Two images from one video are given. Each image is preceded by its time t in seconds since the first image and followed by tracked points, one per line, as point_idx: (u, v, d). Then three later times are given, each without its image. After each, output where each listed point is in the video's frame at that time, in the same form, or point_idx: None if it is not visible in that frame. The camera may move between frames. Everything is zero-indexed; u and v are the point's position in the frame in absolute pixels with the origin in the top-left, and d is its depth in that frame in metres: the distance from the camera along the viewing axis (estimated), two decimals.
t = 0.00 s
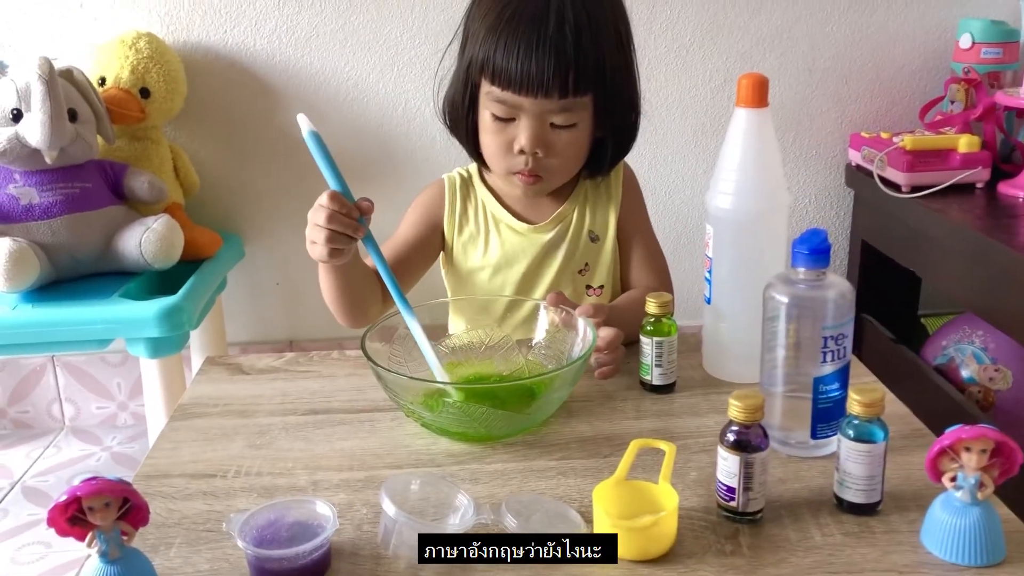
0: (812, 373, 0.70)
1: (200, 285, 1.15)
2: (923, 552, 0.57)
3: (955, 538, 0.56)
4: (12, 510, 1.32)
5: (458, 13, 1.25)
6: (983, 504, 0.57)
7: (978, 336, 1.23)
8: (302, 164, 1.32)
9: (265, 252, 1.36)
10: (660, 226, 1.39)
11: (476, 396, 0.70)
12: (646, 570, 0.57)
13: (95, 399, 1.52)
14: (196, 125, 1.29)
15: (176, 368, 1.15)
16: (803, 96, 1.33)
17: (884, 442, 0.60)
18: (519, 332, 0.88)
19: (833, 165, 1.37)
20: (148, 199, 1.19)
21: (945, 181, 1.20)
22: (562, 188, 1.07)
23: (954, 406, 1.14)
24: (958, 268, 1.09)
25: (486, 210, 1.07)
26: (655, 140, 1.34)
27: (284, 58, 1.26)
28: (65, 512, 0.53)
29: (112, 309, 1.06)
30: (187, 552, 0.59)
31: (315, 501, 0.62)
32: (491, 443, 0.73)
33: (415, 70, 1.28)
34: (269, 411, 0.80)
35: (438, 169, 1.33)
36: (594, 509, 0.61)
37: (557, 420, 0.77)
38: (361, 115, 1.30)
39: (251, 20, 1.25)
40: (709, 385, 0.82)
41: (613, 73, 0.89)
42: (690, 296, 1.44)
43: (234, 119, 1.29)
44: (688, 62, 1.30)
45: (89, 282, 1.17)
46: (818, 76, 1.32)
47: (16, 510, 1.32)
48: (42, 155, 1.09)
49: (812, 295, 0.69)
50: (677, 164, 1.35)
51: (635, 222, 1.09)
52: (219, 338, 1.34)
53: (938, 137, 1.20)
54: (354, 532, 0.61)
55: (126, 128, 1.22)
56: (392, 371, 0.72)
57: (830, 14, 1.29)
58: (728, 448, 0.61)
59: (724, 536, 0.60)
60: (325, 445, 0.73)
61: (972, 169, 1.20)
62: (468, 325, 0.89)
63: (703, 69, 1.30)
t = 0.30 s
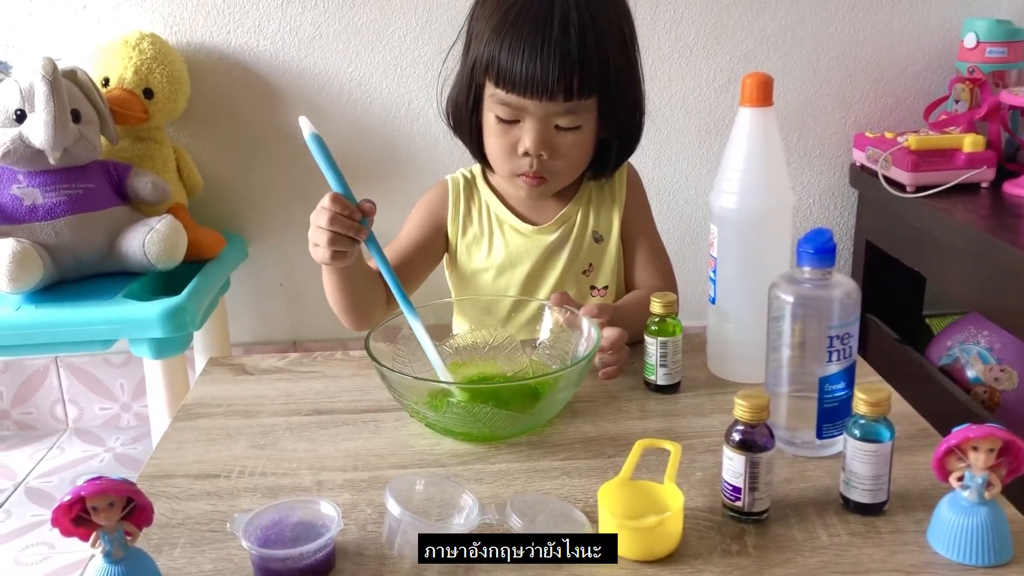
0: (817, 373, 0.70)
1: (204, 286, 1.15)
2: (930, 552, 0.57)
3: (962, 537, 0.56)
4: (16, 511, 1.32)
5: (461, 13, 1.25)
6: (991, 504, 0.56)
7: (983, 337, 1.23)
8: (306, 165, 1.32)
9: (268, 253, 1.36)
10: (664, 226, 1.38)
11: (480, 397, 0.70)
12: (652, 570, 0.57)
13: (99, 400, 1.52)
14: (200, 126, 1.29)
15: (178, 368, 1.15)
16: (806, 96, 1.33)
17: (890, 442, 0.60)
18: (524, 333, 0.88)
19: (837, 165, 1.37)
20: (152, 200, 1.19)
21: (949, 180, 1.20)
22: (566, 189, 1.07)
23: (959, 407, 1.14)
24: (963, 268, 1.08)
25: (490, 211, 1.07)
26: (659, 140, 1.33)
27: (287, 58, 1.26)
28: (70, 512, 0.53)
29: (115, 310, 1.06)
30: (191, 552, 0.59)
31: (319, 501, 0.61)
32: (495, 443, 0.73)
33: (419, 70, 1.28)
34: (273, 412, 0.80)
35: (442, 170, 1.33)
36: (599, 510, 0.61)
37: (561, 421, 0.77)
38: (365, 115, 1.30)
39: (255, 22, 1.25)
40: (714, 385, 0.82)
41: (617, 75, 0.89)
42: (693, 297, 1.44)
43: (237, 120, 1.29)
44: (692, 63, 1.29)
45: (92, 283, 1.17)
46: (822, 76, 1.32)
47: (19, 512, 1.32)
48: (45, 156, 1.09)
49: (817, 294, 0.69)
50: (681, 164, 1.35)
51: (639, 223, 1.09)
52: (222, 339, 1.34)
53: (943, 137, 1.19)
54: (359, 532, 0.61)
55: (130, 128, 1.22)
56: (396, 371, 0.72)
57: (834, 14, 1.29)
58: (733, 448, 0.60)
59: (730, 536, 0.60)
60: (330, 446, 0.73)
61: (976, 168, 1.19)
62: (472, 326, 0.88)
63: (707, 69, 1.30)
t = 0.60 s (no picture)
0: (820, 371, 0.70)
1: (204, 282, 1.15)
2: (932, 552, 0.57)
3: (964, 537, 0.55)
4: (15, 507, 1.32)
5: (463, 11, 1.25)
6: (993, 503, 0.56)
7: (984, 337, 1.23)
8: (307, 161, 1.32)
9: (269, 250, 1.36)
10: (666, 225, 1.38)
11: (480, 394, 0.70)
12: (653, 568, 0.57)
13: (98, 397, 1.51)
14: (201, 122, 1.29)
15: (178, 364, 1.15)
16: (809, 95, 1.33)
17: (892, 440, 0.59)
18: (524, 331, 0.88)
19: (839, 165, 1.37)
20: (153, 196, 1.19)
21: (951, 180, 1.19)
22: (568, 188, 1.07)
23: (961, 407, 1.13)
24: (965, 268, 1.08)
25: (491, 209, 1.07)
26: (661, 139, 1.33)
27: (289, 55, 1.26)
28: (69, 506, 0.52)
29: (115, 305, 1.06)
30: (190, 548, 0.59)
31: (319, 498, 0.61)
32: (495, 441, 0.73)
33: (420, 68, 1.28)
34: (273, 408, 0.79)
35: (443, 167, 1.33)
36: (600, 508, 0.61)
37: (562, 418, 0.77)
38: (367, 113, 1.30)
39: (257, 18, 1.24)
40: (716, 384, 0.82)
41: (621, 76, 0.89)
42: (694, 296, 1.44)
43: (239, 116, 1.29)
44: (695, 61, 1.29)
45: (92, 279, 1.17)
46: (824, 75, 1.32)
47: (19, 508, 1.32)
48: (46, 151, 1.09)
49: (820, 292, 0.69)
50: (683, 163, 1.35)
51: (641, 222, 1.09)
52: (222, 336, 1.34)
53: (945, 137, 1.19)
54: (358, 529, 0.61)
55: (131, 124, 1.22)
56: (396, 367, 0.72)
57: (836, 13, 1.29)
58: (735, 446, 0.60)
59: (731, 535, 0.60)
60: (329, 443, 0.73)
61: (978, 168, 1.18)
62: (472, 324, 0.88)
63: (709, 68, 1.30)
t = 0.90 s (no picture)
0: (817, 371, 0.70)
1: (203, 280, 1.15)
2: (929, 552, 0.57)
3: (961, 537, 0.56)
4: (13, 505, 1.32)
5: (463, 10, 1.25)
6: (990, 504, 0.56)
7: (982, 338, 1.23)
8: (305, 160, 1.32)
9: (267, 249, 1.36)
10: (664, 225, 1.38)
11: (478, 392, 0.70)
12: (650, 567, 0.57)
13: (96, 394, 1.51)
14: (200, 120, 1.29)
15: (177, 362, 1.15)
16: (807, 95, 1.33)
17: (889, 441, 0.60)
18: (523, 330, 0.88)
19: (838, 165, 1.37)
20: (151, 194, 1.19)
21: (949, 181, 1.20)
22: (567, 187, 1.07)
23: (959, 407, 1.14)
24: (963, 269, 1.08)
25: (490, 208, 1.07)
26: (659, 139, 1.33)
27: (288, 53, 1.26)
28: (66, 504, 0.52)
29: (113, 303, 1.06)
30: (188, 546, 0.59)
31: (317, 496, 0.61)
32: (493, 439, 0.73)
33: (419, 67, 1.28)
34: (271, 406, 0.79)
35: (442, 166, 1.33)
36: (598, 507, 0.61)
37: (559, 417, 0.77)
38: (366, 112, 1.30)
39: (257, 16, 1.24)
40: (714, 384, 0.82)
41: (621, 78, 0.89)
42: (693, 295, 1.44)
43: (237, 115, 1.29)
44: (694, 61, 1.29)
45: (90, 276, 1.17)
46: (823, 75, 1.32)
47: (16, 505, 1.32)
48: (45, 148, 1.09)
49: (818, 292, 0.69)
50: (682, 163, 1.35)
51: (639, 221, 1.09)
52: (221, 334, 1.34)
53: (943, 138, 1.19)
54: (356, 527, 0.61)
55: (129, 122, 1.22)
56: (395, 366, 0.72)
57: (836, 13, 1.29)
58: (732, 446, 0.60)
59: (728, 534, 0.60)
60: (328, 441, 0.73)
61: (977, 168, 1.19)
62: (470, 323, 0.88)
63: (708, 68, 1.30)
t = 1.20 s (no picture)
0: (814, 369, 0.70)
1: (201, 278, 1.14)
2: (927, 549, 0.57)
3: (958, 535, 0.56)
4: (10, 503, 1.32)
5: (461, 8, 1.25)
6: (986, 502, 0.56)
7: (981, 336, 1.23)
8: (303, 158, 1.32)
9: (266, 246, 1.36)
10: (663, 223, 1.38)
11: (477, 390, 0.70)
12: (648, 565, 0.57)
13: (94, 392, 1.51)
14: (198, 118, 1.29)
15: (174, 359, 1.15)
16: (806, 93, 1.33)
17: (887, 439, 0.60)
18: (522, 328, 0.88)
19: (836, 163, 1.37)
20: (149, 192, 1.19)
21: (947, 179, 1.20)
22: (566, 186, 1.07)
23: (957, 405, 1.14)
24: (961, 267, 1.08)
25: (490, 207, 1.06)
26: (658, 137, 1.33)
27: (286, 51, 1.26)
28: (63, 501, 0.52)
29: (111, 301, 1.05)
30: (185, 544, 0.59)
31: (315, 494, 0.61)
32: (491, 438, 0.73)
33: (418, 64, 1.28)
34: (268, 404, 0.79)
35: (440, 164, 1.33)
36: (595, 505, 0.61)
37: (558, 416, 0.77)
38: (364, 110, 1.29)
39: (255, 14, 1.24)
40: (712, 382, 0.82)
41: (624, 79, 0.89)
42: (691, 294, 1.44)
43: (236, 112, 1.29)
44: (693, 59, 1.29)
45: (88, 275, 1.17)
46: (821, 74, 1.32)
47: (14, 503, 1.32)
48: (43, 146, 1.08)
49: (816, 291, 0.69)
50: (680, 161, 1.35)
51: (638, 220, 1.09)
52: (218, 332, 1.34)
53: (941, 136, 1.19)
54: (354, 525, 0.61)
55: (127, 120, 1.22)
56: (393, 364, 0.71)
57: (834, 11, 1.29)
58: (730, 444, 0.60)
59: (726, 532, 0.60)
60: (325, 439, 0.73)
61: (975, 167, 1.19)
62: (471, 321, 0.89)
63: (707, 66, 1.30)
